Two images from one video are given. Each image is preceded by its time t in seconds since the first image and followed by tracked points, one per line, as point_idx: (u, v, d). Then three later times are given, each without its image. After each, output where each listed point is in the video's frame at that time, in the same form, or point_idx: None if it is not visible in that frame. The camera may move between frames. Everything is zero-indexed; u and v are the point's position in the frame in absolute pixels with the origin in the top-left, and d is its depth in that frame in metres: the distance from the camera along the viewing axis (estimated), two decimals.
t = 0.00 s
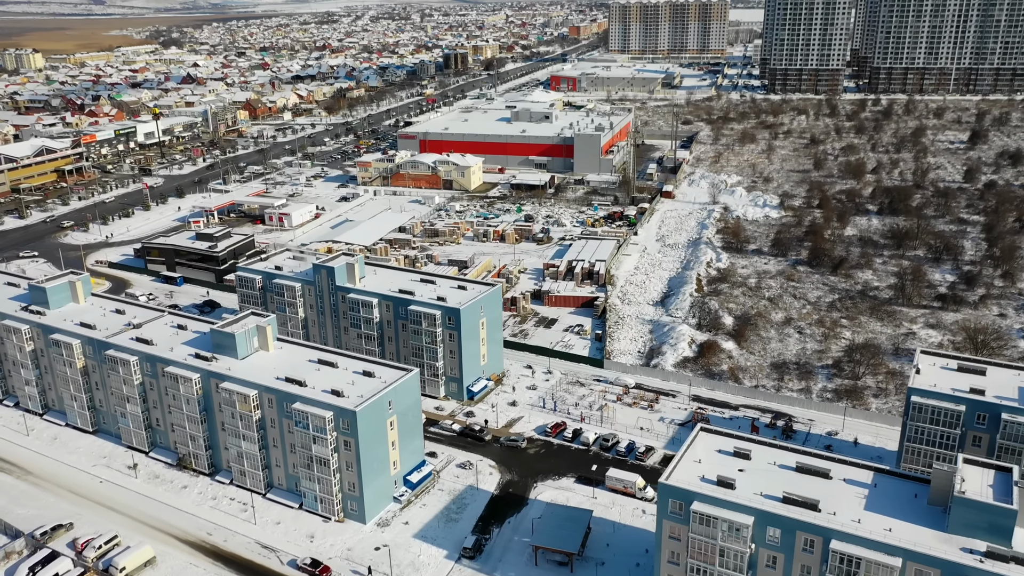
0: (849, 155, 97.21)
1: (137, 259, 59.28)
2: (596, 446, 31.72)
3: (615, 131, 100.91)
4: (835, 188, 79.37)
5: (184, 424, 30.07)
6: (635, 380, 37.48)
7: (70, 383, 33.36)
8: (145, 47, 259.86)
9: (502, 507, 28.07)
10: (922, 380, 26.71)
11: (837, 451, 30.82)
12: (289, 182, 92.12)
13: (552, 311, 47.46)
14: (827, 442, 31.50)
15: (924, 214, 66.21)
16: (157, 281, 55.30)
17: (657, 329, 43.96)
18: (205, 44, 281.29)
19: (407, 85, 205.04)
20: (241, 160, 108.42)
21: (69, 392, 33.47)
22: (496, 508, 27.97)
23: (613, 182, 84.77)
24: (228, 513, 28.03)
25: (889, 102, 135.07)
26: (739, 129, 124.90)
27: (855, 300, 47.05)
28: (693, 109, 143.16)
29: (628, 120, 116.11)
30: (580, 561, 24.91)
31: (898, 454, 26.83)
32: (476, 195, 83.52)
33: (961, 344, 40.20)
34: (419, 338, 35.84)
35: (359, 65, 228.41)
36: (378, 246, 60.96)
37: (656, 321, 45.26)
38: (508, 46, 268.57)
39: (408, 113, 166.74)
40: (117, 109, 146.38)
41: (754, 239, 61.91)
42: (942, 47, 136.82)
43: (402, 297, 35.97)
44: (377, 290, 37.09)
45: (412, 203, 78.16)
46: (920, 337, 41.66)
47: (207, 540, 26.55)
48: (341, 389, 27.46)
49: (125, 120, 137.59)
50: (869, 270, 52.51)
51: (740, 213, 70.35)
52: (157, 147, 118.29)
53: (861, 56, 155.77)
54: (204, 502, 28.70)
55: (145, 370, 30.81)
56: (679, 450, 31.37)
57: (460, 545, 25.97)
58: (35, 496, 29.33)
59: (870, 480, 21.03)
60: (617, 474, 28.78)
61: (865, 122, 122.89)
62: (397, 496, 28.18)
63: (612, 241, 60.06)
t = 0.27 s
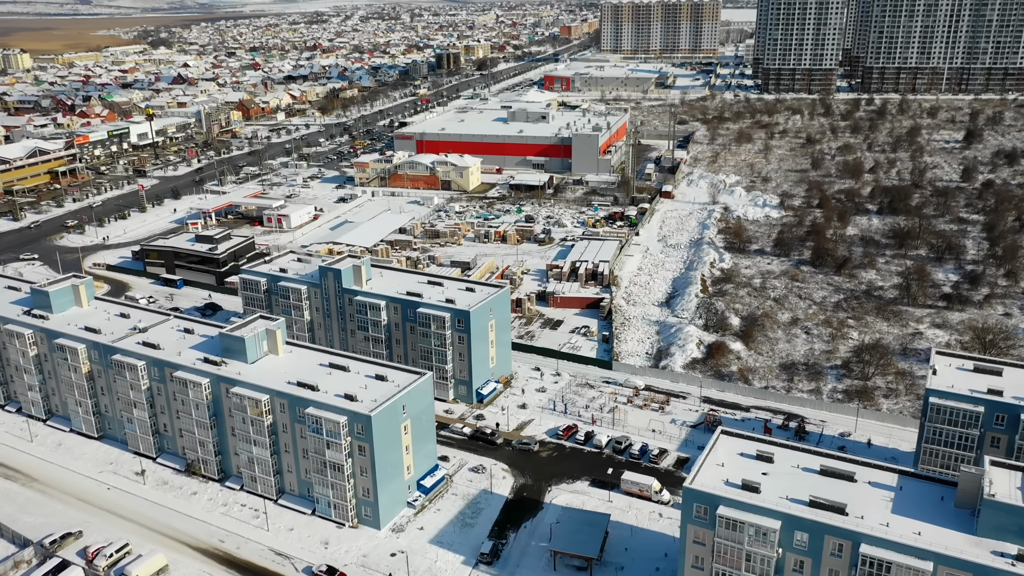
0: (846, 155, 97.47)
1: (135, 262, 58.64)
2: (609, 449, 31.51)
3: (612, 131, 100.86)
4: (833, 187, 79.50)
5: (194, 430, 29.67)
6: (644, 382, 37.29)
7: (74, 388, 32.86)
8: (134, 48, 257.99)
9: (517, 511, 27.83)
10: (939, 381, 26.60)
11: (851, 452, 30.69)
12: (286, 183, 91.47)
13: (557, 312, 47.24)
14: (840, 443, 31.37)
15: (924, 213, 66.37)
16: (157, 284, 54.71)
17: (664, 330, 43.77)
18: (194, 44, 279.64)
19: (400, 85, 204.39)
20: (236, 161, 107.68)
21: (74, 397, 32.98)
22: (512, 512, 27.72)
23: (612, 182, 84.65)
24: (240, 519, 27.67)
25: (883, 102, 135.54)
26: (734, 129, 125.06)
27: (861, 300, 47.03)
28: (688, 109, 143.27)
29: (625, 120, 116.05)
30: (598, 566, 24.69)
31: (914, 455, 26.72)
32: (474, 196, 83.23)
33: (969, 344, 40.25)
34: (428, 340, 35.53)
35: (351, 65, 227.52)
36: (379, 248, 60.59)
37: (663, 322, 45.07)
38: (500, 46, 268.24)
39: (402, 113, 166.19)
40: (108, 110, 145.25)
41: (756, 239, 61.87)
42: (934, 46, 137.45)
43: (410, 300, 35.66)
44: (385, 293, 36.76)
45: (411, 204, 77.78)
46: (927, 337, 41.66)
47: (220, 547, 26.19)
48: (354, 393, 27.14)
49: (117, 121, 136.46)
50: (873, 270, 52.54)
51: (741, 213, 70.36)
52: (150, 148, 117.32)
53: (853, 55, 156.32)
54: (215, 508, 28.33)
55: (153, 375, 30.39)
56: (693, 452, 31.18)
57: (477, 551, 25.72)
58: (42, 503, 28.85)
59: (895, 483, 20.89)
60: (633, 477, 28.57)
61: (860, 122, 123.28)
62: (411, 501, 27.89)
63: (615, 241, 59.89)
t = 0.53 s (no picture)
0: (841, 155, 97.82)
1: (132, 264, 57.98)
2: (620, 451, 31.32)
3: (608, 131, 100.88)
4: (830, 187, 79.68)
5: (202, 435, 29.28)
6: (653, 383, 37.17)
7: (78, 393, 32.38)
8: (120, 48, 255.58)
9: (532, 514, 27.60)
10: (954, 381, 26.55)
11: (863, 453, 30.65)
12: (281, 184, 90.78)
13: (561, 313, 47.06)
14: (852, 444, 31.30)
15: (922, 212, 66.63)
16: (155, 287, 54.09)
17: (669, 331, 43.65)
18: (182, 44, 277.60)
19: (391, 85, 203.61)
20: (229, 162, 106.85)
21: (77, 403, 32.49)
22: (526, 516, 27.49)
23: (610, 182, 84.57)
24: (250, 525, 27.32)
25: (875, 101, 136.14)
26: (729, 128, 125.30)
27: (864, 299, 47.08)
28: (681, 109, 143.40)
29: (619, 120, 116.00)
30: (616, 570, 24.43)
31: (929, 455, 26.67)
32: (471, 197, 82.90)
33: (974, 343, 40.33)
34: (436, 343, 35.24)
35: (341, 66, 226.49)
36: (379, 249, 60.18)
37: (668, 323, 44.94)
38: (490, 46, 267.84)
39: (394, 113, 165.50)
40: (98, 111, 143.85)
41: (757, 239, 61.88)
42: (924, 45, 138.23)
43: (417, 302, 35.41)
44: (391, 295, 36.46)
45: (408, 205, 77.37)
46: (932, 336, 41.73)
47: (231, 554, 25.87)
48: (366, 397, 26.86)
49: (107, 122, 135.13)
50: (874, 269, 52.64)
51: (739, 213, 70.46)
52: (142, 150, 116.24)
53: (843, 55, 157.02)
54: (225, 515, 27.96)
55: (159, 379, 29.98)
56: (705, 454, 31.03)
57: (492, 556, 25.46)
58: (48, 511, 28.41)
59: (918, 484, 20.79)
60: (647, 479, 28.38)
61: (853, 121, 123.78)
62: (424, 506, 27.62)
63: (616, 241, 59.76)
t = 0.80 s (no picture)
0: (837, 154, 98.18)
1: (131, 267, 57.34)
2: (633, 452, 31.16)
3: (604, 131, 100.89)
4: (828, 186, 79.90)
5: (212, 440, 28.90)
6: (662, 384, 37.03)
7: (83, 398, 31.91)
8: (108, 48, 253.30)
9: (547, 518, 27.41)
10: (970, 380, 26.54)
11: (877, 453, 30.60)
12: (277, 185, 90.18)
13: (566, 314, 46.88)
14: (864, 444, 31.28)
15: (921, 212, 66.88)
16: (155, 289, 53.53)
17: (676, 331, 43.55)
18: (171, 45, 275.69)
19: (383, 86, 202.92)
20: (224, 162, 106.09)
21: (83, 407, 32.01)
22: (542, 519, 27.28)
23: (609, 182, 84.49)
24: (263, 531, 26.99)
25: (868, 101, 136.73)
26: (724, 128, 125.56)
27: (869, 299, 47.14)
28: (675, 109, 143.57)
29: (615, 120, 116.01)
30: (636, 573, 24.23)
31: (946, 454, 26.64)
32: (470, 197, 82.61)
33: (981, 343, 40.44)
34: (445, 345, 34.97)
35: (332, 66, 225.55)
36: (380, 250, 59.84)
37: (674, 323, 44.83)
38: (481, 46, 267.45)
39: (387, 114, 164.94)
40: (89, 111, 142.58)
41: (758, 239, 61.89)
42: (916, 45, 138.98)
43: (426, 304, 35.13)
44: (399, 297, 36.16)
45: (407, 206, 77.02)
46: (938, 335, 41.80)
47: (245, 561, 25.55)
48: (381, 401, 26.57)
49: (98, 123, 133.88)
50: (877, 268, 52.75)
51: (739, 213, 70.52)
52: (135, 151, 115.20)
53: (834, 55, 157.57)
54: (237, 520, 27.63)
55: (168, 384, 29.58)
56: (718, 455, 30.92)
57: (510, 560, 25.25)
58: (56, 518, 27.99)
59: (943, 485, 20.70)
60: (662, 481, 28.22)
61: (847, 121, 124.29)
62: (439, 510, 27.36)
63: (618, 242, 59.65)
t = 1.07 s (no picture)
0: (833, 154, 98.54)
1: (130, 269, 56.75)
2: (647, 453, 31.03)
3: (601, 131, 100.85)
4: (826, 185, 80.07)
5: (223, 444, 28.58)
6: (672, 384, 36.93)
7: (90, 403, 31.48)
8: (96, 48, 251.13)
9: (564, 520, 27.22)
10: (987, 380, 26.52)
11: (890, 452, 30.57)
12: (274, 186, 89.62)
13: (572, 315, 46.71)
14: (878, 443, 31.19)
15: (920, 211, 67.12)
16: (156, 292, 53.01)
17: (683, 331, 43.46)
18: (159, 45, 273.78)
19: (375, 86, 202.26)
20: (219, 163, 105.39)
21: (89, 412, 31.57)
22: (558, 521, 27.12)
23: (607, 182, 84.41)
24: (277, 536, 26.70)
25: (861, 100, 137.32)
26: (719, 127, 125.80)
27: (874, 298, 47.20)
28: (670, 109, 143.73)
29: (611, 120, 115.93)
30: None
31: (963, 454, 26.60)
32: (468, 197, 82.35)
33: (987, 341, 40.54)
34: (455, 347, 34.74)
35: (324, 66, 224.62)
36: (381, 251, 59.49)
37: (680, 323, 44.78)
38: (472, 46, 267.11)
39: (381, 114, 164.48)
40: (80, 112, 141.25)
41: (760, 239, 61.94)
42: (908, 45, 139.71)
43: (435, 305, 34.90)
44: (407, 298, 35.90)
45: (406, 207, 76.68)
46: (944, 334, 41.85)
47: (261, 567, 25.27)
48: (396, 404, 26.33)
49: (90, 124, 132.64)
50: (879, 267, 52.86)
51: (739, 213, 70.58)
52: (129, 152, 114.23)
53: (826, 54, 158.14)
54: (250, 526, 27.32)
55: (178, 388, 29.23)
56: (732, 455, 30.82)
57: (528, 563, 25.08)
58: (66, 525, 27.59)
59: (968, 485, 20.64)
60: (678, 482, 28.10)
61: (842, 120, 124.76)
62: (454, 513, 27.15)
63: (620, 242, 59.55)
